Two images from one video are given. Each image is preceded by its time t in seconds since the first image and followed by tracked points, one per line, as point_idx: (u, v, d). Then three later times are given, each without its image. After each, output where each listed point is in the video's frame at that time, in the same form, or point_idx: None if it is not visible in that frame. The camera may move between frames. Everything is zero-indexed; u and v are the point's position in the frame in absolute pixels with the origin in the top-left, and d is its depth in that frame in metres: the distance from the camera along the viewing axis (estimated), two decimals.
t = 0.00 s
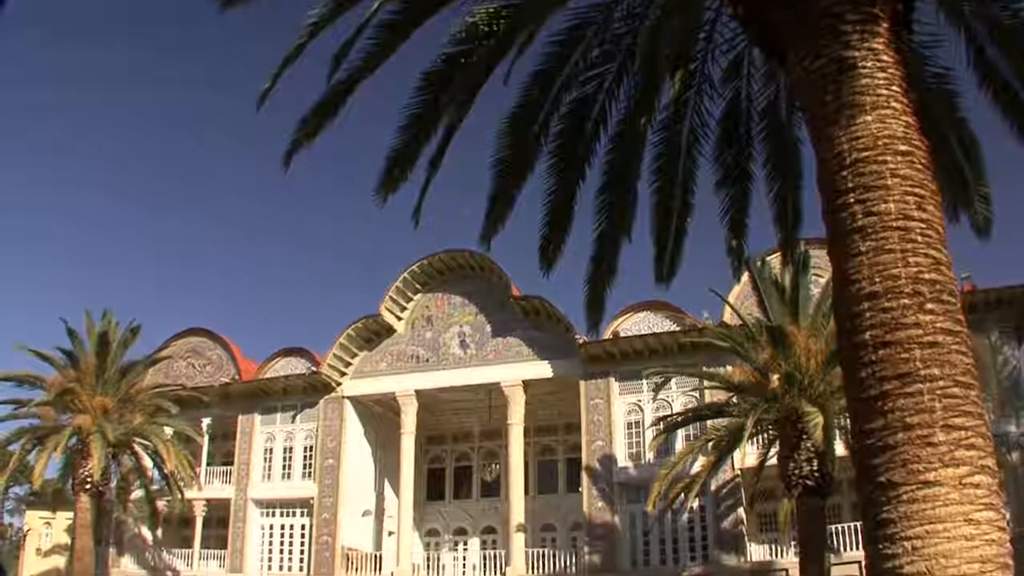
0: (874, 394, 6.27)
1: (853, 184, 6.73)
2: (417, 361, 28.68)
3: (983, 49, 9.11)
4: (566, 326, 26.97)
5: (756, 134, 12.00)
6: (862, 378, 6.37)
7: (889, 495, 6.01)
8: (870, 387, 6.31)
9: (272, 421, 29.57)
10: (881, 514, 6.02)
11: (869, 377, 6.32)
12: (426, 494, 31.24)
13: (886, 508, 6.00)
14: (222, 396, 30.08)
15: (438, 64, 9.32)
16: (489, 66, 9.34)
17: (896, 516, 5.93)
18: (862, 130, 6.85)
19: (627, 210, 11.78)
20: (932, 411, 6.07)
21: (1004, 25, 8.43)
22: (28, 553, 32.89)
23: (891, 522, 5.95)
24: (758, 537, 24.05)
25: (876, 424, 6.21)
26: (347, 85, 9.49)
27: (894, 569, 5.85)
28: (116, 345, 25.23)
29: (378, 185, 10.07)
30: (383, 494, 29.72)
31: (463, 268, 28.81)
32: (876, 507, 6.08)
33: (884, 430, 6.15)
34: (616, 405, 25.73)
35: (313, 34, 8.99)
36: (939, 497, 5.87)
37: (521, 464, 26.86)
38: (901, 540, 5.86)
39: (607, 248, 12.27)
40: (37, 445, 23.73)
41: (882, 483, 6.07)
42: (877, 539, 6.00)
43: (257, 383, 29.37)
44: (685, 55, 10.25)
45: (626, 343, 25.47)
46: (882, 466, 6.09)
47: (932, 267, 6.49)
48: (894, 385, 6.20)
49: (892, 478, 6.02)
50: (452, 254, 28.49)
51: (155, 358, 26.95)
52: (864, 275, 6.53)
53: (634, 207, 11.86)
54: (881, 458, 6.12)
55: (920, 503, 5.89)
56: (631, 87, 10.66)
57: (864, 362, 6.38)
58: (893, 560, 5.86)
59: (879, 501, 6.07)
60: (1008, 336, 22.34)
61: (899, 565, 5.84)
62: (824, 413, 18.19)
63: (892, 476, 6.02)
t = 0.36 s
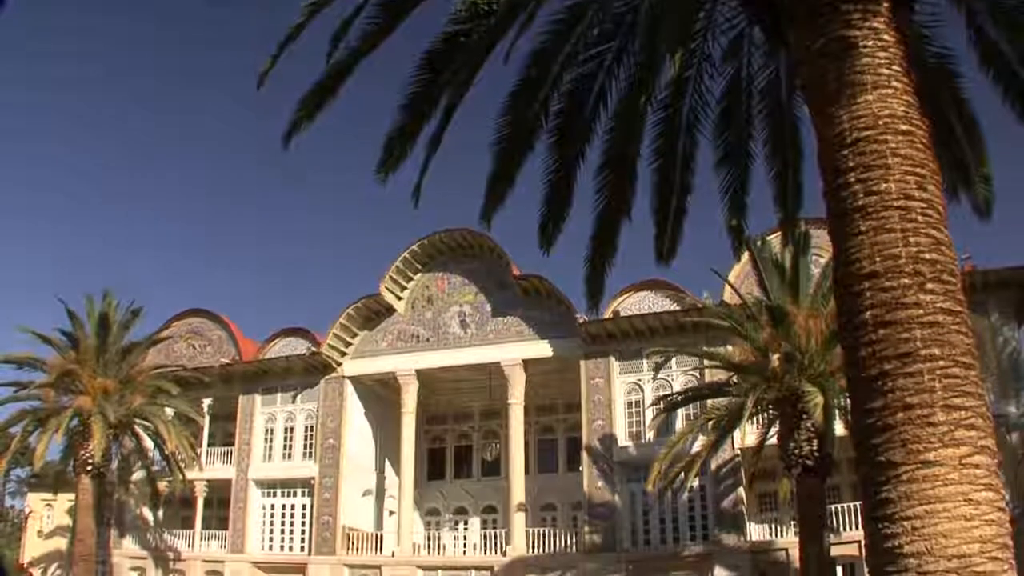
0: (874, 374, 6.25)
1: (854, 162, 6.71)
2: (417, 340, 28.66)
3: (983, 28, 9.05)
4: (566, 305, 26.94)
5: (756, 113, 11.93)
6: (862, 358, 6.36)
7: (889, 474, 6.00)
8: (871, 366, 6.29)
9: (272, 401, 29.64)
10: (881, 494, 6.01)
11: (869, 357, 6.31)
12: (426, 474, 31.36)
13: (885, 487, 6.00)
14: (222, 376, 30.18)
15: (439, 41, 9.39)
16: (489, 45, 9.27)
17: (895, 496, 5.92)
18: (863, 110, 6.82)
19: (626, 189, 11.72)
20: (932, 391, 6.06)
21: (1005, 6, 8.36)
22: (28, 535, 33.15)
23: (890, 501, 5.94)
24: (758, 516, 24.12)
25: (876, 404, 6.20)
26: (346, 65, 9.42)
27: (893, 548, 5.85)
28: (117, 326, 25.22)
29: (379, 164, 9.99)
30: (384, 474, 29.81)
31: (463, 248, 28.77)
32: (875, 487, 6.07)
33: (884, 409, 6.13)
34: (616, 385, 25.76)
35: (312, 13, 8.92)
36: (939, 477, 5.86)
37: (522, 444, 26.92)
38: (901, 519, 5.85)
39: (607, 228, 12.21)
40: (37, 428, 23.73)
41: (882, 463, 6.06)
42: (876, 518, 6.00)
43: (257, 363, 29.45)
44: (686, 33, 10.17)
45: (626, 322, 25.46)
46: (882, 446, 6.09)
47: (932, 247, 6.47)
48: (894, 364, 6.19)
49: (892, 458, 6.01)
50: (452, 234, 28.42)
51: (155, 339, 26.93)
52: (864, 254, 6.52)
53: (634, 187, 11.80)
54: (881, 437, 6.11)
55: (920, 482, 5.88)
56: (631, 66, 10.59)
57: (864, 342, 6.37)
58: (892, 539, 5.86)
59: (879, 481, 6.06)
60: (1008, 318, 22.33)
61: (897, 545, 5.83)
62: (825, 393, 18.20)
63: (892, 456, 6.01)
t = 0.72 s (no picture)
0: (874, 355, 6.25)
1: (855, 143, 6.69)
2: (417, 321, 28.64)
3: (984, 9, 9.01)
4: (566, 285, 26.91)
5: (756, 94, 11.88)
6: (861, 338, 6.35)
7: (889, 455, 5.99)
8: (871, 347, 6.28)
9: (272, 382, 29.72)
10: (880, 474, 6.00)
11: (869, 337, 6.31)
12: (426, 454, 31.48)
13: (885, 468, 5.99)
14: (223, 357, 30.25)
15: (437, 22, 9.23)
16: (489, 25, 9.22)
17: (895, 477, 5.91)
18: (863, 90, 6.79)
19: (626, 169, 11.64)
20: (932, 371, 6.05)
21: None
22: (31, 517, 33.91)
23: (890, 482, 5.93)
24: (758, 497, 24.19)
25: (876, 384, 6.19)
26: (345, 46, 9.37)
27: (893, 529, 5.85)
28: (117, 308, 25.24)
29: (378, 144, 9.97)
30: (385, 455, 29.91)
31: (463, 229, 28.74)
32: (876, 467, 6.07)
33: (884, 390, 6.13)
34: (616, 365, 25.80)
35: None
36: (939, 458, 5.85)
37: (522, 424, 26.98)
38: (901, 500, 5.84)
39: (607, 208, 12.14)
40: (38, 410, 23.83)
41: (882, 444, 6.05)
42: (876, 499, 6.00)
43: (256, 344, 29.50)
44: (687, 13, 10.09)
45: (626, 302, 25.44)
46: (882, 427, 6.08)
47: (932, 228, 6.45)
48: (894, 345, 6.18)
49: (892, 439, 6.00)
50: (452, 214, 28.36)
51: (155, 320, 26.94)
52: (864, 235, 6.50)
53: (634, 168, 11.73)
54: (881, 418, 6.10)
55: (919, 463, 5.87)
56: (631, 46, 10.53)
57: (864, 322, 6.37)
58: (892, 520, 5.86)
59: (879, 462, 6.05)
60: (1008, 299, 22.30)
61: (897, 525, 5.83)
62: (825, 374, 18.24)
63: (892, 437, 6.00)
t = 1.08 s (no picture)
0: (875, 334, 6.26)
1: (856, 122, 6.69)
2: (418, 301, 28.64)
3: None
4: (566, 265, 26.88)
5: (756, 73, 11.82)
6: (862, 318, 6.37)
7: (889, 435, 6.01)
8: (871, 327, 6.30)
9: (273, 362, 29.79)
10: (881, 454, 6.03)
11: (870, 317, 6.32)
12: (427, 433, 31.59)
13: (885, 447, 6.01)
14: (223, 337, 30.32)
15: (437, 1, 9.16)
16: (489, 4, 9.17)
17: (895, 456, 5.94)
18: (864, 69, 6.79)
19: (627, 148, 11.55)
20: (932, 351, 6.06)
21: None
22: (33, 500, 33.49)
23: (890, 461, 5.95)
24: (758, 476, 24.25)
25: (877, 363, 6.21)
26: (344, 26, 9.32)
27: (892, 508, 5.88)
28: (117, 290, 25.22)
29: (377, 125, 9.96)
30: (386, 434, 30.03)
31: (463, 208, 28.68)
32: (876, 447, 6.09)
33: (885, 369, 6.14)
34: (617, 344, 25.83)
35: None
36: (939, 437, 5.86)
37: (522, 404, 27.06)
38: (901, 479, 5.87)
39: (608, 188, 12.05)
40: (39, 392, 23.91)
41: (882, 423, 6.07)
42: (876, 478, 6.03)
43: (257, 325, 29.56)
44: None
45: (627, 282, 25.43)
46: (882, 406, 6.10)
47: (933, 208, 6.46)
48: (895, 324, 6.19)
49: (892, 418, 6.02)
50: (453, 194, 28.29)
51: (155, 301, 26.93)
52: (865, 214, 6.51)
53: (634, 147, 11.66)
54: (881, 398, 6.12)
55: (920, 442, 5.89)
56: (632, 24, 10.48)
57: (864, 302, 6.38)
58: (892, 500, 5.89)
59: (880, 441, 6.07)
60: (1008, 280, 22.27)
61: (896, 505, 5.86)
62: (825, 353, 18.30)
63: (892, 416, 6.02)
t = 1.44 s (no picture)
0: (876, 311, 6.36)
1: (857, 100, 6.79)
2: (417, 278, 28.62)
3: None
4: (567, 242, 26.85)
5: (757, 50, 11.71)
6: (863, 295, 6.47)
7: (890, 411, 6.12)
8: (872, 303, 6.40)
9: (274, 340, 29.80)
10: (880, 431, 6.13)
11: (871, 294, 6.42)
12: (427, 411, 31.68)
13: (885, 424, 6.12)
14: (224, 315, 30.37)
15: None
16: None
17: (894, 434, 6.05)
18: (865, 47, 6.88)
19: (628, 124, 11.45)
20: (932, 329, 6.17)
21: None
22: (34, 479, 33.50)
23: (889, 439, 6.06)
24: (758, 454, 24.26)
25: (877, 340, 6.31)
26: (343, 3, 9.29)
27: (892, 486, 5.98)
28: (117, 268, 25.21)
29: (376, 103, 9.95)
30: (387, 411, 30.11)
31: (463, 185, 28.62)
32: (876, 424, 6.19)
33: (885, 346, 6.25)
34: (617, 321, 25.82)
35: None
36: (939, 415, 5.97)
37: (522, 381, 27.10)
38: (901, 457, 5.97)
39: (609, 164, 11.94)
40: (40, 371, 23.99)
41: (882, 400, 6.18)
42: (876, 455, 6.13)
43: (257, 302, 29.56)
44: None
45: (627, 259, 25.39)
46: (882, 383, 6.21)
47: (933, 186, 6.56)
48: (895, 302, 6.29)
49: (892, 395, 6.13)
50: (452, 171, 28.19)
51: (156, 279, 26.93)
52: (866, 191, 6.62)
53: (635, 124, 11.57)
54: (881, 374, 6.23)
55: (919, 420, 5.99)
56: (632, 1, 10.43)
57: (865, 280, 6.49)
58: (891, 477, 5.99)
59: (880, 418, 6.18)
60: (1008, 260, 22.25)
61: (896, 482, 5.96)
62: (825, 331, 18.32)
63: (891, 394, 6.13)
